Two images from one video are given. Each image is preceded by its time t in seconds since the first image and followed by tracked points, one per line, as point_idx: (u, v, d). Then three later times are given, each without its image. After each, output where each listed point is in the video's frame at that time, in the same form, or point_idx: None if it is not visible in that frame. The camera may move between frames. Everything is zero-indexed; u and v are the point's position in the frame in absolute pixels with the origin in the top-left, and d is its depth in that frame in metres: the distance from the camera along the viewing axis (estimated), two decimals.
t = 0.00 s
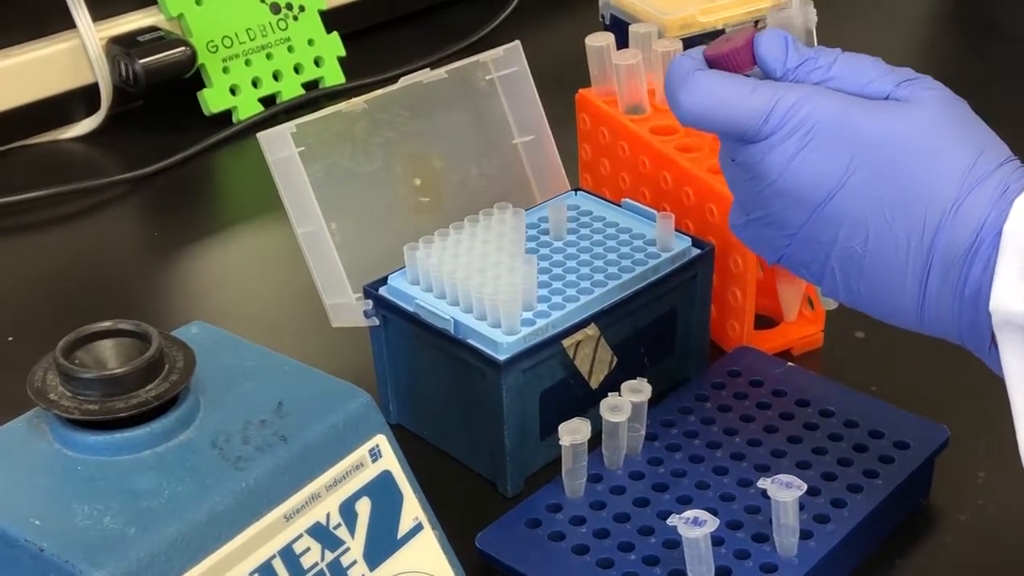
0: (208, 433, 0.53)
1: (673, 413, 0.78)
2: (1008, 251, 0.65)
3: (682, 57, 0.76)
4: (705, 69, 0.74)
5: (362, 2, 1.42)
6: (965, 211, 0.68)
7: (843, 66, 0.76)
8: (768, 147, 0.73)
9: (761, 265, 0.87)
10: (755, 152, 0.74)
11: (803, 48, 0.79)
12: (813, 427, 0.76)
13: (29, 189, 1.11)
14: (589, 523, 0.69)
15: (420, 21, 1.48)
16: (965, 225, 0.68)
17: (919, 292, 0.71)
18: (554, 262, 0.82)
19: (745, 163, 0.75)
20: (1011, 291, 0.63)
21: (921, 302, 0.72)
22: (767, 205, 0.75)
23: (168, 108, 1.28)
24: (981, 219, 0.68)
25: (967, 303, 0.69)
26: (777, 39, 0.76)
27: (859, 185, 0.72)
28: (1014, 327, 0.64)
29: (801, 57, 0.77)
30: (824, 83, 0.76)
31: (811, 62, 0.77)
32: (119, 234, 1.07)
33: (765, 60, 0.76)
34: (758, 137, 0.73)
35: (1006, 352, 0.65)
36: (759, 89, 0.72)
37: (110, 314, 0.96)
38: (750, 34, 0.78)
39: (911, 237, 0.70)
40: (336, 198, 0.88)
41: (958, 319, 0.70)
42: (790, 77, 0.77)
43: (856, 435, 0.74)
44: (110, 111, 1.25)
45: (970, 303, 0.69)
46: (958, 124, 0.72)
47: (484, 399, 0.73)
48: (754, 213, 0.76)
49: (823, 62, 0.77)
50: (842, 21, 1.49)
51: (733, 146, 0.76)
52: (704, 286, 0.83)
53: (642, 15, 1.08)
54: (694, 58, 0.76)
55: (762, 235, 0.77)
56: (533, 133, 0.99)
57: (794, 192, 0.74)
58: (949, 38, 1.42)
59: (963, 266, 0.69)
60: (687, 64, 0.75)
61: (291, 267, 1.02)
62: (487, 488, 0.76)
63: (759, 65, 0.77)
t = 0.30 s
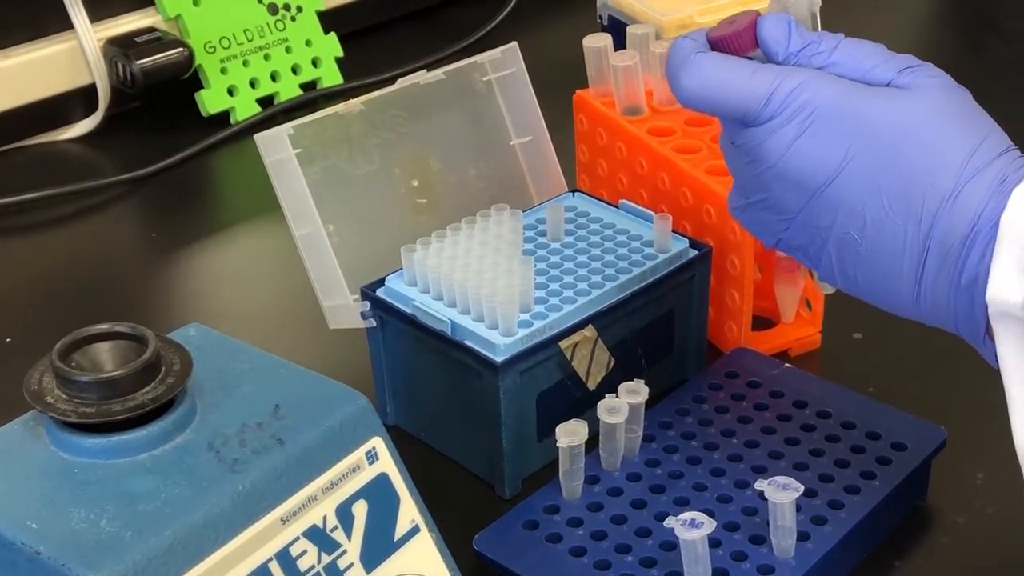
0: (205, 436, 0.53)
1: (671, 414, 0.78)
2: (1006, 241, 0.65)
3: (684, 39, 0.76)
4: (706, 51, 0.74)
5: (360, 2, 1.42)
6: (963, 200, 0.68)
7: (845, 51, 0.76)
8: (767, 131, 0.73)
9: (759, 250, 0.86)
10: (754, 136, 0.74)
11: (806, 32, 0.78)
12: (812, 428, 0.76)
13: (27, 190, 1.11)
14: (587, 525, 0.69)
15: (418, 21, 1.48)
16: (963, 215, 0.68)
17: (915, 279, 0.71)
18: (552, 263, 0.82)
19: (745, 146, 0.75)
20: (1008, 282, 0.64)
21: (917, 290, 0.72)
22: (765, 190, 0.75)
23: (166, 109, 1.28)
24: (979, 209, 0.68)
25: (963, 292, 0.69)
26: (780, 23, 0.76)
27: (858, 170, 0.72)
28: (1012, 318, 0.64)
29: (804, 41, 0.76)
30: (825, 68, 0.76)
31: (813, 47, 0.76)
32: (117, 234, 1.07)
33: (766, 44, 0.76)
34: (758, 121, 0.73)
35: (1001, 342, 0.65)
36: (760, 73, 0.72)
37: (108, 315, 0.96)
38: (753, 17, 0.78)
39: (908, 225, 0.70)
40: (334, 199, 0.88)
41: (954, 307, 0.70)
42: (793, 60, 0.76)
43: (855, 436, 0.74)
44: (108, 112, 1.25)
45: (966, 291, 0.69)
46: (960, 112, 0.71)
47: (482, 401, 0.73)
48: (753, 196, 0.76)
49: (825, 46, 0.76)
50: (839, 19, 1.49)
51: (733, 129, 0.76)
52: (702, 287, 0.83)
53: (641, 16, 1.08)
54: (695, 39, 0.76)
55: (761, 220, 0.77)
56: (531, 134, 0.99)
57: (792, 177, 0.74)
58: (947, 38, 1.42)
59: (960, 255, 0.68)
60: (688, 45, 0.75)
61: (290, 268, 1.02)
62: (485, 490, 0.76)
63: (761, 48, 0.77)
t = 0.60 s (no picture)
0: (199, 438, 0.52)
1: (667, 416, 0.78)
2: (1001, 240, 0.65)
3: (679, 36, 0.76)
4: (700, 49, 0.73)
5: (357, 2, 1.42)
6: (959, 199, 0.68)
7: (840, 49, 0.75)
8: (762, 130, 0.73)
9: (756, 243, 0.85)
10: (749, 134, 0.74)
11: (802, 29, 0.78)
12: (809, 430, 0.76)
13: (22, 190, 1.10)
14: (583, 527, 0.68)
15: (414, 21, 1.48)
16: (958, 213, 0.68)
17: (911, 278, 0.71)
18: (548, 264, 0.82)
19: (740, 144, 0.75)
20: (1001, 282, 0.64)
21: (913, 289, 0.72)
22: (761, 188, 0.75)
23: (162, 108, 1.27)
24: (975, 208, 0.67)
25: (959, 291, 0.69)
26: (775, 20, 0.75)
27: (853, 169, 0.71)
28: (1006, 318, 0.65)
29: (798, 39, 0.76)
30: (820, 66, 0.76)
31: (809, 44, 0.76)
32: (113, 234, 1.07)
33: (762, 41, 0.76)
34: (753, 119, 0.72)
35: (996, 339, 0.66)
36: (754, 71, 0.72)
37: (103, 315, 0.95)
38: (748, 12, 0.78)
39: (904, 224, 0.70)
40: (330, 199, 0.88)
41: (950, 306, 0.70)
42: (788, 59, 0.76)
43: (852, 439, 0.74)
44: (104, 112, 1.25)
45: (962, 290, 0.69)
46: (956, 111, 0.71)
47: (478, 403, 0.72)
48: (749, 195, 0.76)
49: (820, 44, 0.76)
50: (836, 19, 1.49)
51: (728, 127, 0.75)
52: (699, 288, 0.82)
53: (638, 16, 1.08)
54: (690, 37, 0.76)
55: (758, 218, 0.77)
56: (529, 134, 0.99)
57: (787, 176, 0.74)
58: (944, 37, 1.41)
59: (955, 254, 0.68)
60: (683, 43, 0.74)
61: (286, 269, 1.02)
62: (481, 492, 0.75)
63: (756, 45, 0.77)
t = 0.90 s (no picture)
0: (197, 438, 0.52)
1: (667, 416, 0.78)
2: (1001, 234, 0.65)
3: (679, 29, 0.76)
4: (700, 41, 0.73)
5: None
6: (959, 193, 0.68)
7: (841, 42, 0.75)
8: (762, 123, 0.73)
9: (756, 241, 0.85)
10: (748, 127, 0.74)
11: (802, 21, 0.77)
12: (809, 430, 0.75)
13: (22, 188, 1.10)
14: (583, 527, 0.68)
15: (415, 19, 1.47)
16: (958, 207, 0.68)
17: (911, 272, 0.71)
18: (549, 264, 0.82)
19: (739, 137, 0.75)
20: (1001, 277, 0.64)
21: (912, 283, 0.72)
22: (761, 181, 0.75)
23: (163, 107, 1.27)
24: (975, 201, 0.67)
25: (959, 285, 0.69)
26: (775, 12, 0.75)
27: (853, 162, 0.71)
28: (1005, 312, 0.65)
29: (799, 31, 0.75)
30: (820, 59, 0.75)
31: (809, 36, 0.75)
32: (113, 233, 1.07)
33: (762, 33, 0.75)
34: (753, 112, 0.72)
35: (995, 334, 0.65)
36: (754, 63, 0.71)
37: (103, 314, 0.95)
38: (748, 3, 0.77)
39: (903, 218, 0.70)
40: (330, 198, 0.88)
41: (950, 300, 0.70)
42: (788, 51, 0.76)
43: (852, 438, 0.74)
44: (105, 110, 1.25)
45: (962, 284, 0.69)
46: (956, 104, 0.71)
47: (478, 402, 0.72)
48: (749, 187, 0.76)
49: (820, 36, 0.76)
50: (837, 18, 1.48)
51: (727, 120, 0.75)
52: (700, 288, 0.82)
53: (640, 15, 1.08)
54: (690, 29, 0.75)
55: (758, 212, 0.77)
56: (529, 133, 0.98)
57: (786, 169, 0.73)
58: (946, 36, 1.41)
59: (955, 248, 0.68)
60: (683, 35, 0.74)
61: (286, 268, 1.02)
62: (481, 491, 0.75)
63: (756, 37, 0.76)
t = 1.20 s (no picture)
0: (198, 435, 0.52)
1: (669, 412, 0.78)
2: (1008, 230, 0.65)
3: (684, 23, 0.75)
4: (706, 35, 0.73)
5: None
6: (966, 189, 0.68)
7: (847, 37, 0.75)
8: (768, 118, 0.72)
9: (758, 238, 0.85)
10: (754, 122, 0.73)
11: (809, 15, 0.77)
12: (812, 427, 0.75)
13: (23, 185, 1.10)
14: (584, 524, 0.68)
15: (416, 16, 1.47)
16: (966, 203, 0.68)
17: (917, 269, 0.71)
18: (550, 261, 0.82)
19: (746, 133, 0.75)
20: (1010, 272, 0.64)
21: (919, 279, 0.71)
22: (767, 176, 0.75)
23: (164, 103, 1.27)
24: (982, 197, 0.67)
25: (965, 281, 0.69)
26: (782, 7, 0.74)
27: (860, 158, 0.71)
28: (1013, 308, 0.64)
29: (806, 26, 0.75)
30: (827, 54, 0.75)
31: (816, 31, 0.75)
32: (113, 230, 1.06)
33: (769, 29, 0.75)
34: (759, 107, 0.72)
35: (1002, 330, 0.65)
36: (760, 58, 0.71)
37: (104, 311, 0.95)
38: None
39: (910, 214, 0.70)
40: (331, 195, 0.88)
41: (956, 296, 0.70)
42: (795, 46, 0.75)
43: (854, 435, 0.74)
44: (105, 106, 1.25)
45: (968, 280, 0.69)
46: (963, 100, 0.70)
47: (479, 399, 0.72)
48: (755, 182, 0.76)
49: (827, 31, 0.75)
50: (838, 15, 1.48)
51: (734, 115, 0.75)
52: (701, 285, 0.82)
53: (642, 11, 1.08)
54: (696, 24, 0.75)
55: (763, 206, 0.76)
56: (530, 129, 0.98)
57: (793, 165, 0.73)
58: (948, 32, 1.41)
59: (962, 243, 0.68)
60: (689, 29, 0.74)
61: (286, 265, 1.02)
62: (482, 488, 0.75)
63: (763, 32, 0.75)
